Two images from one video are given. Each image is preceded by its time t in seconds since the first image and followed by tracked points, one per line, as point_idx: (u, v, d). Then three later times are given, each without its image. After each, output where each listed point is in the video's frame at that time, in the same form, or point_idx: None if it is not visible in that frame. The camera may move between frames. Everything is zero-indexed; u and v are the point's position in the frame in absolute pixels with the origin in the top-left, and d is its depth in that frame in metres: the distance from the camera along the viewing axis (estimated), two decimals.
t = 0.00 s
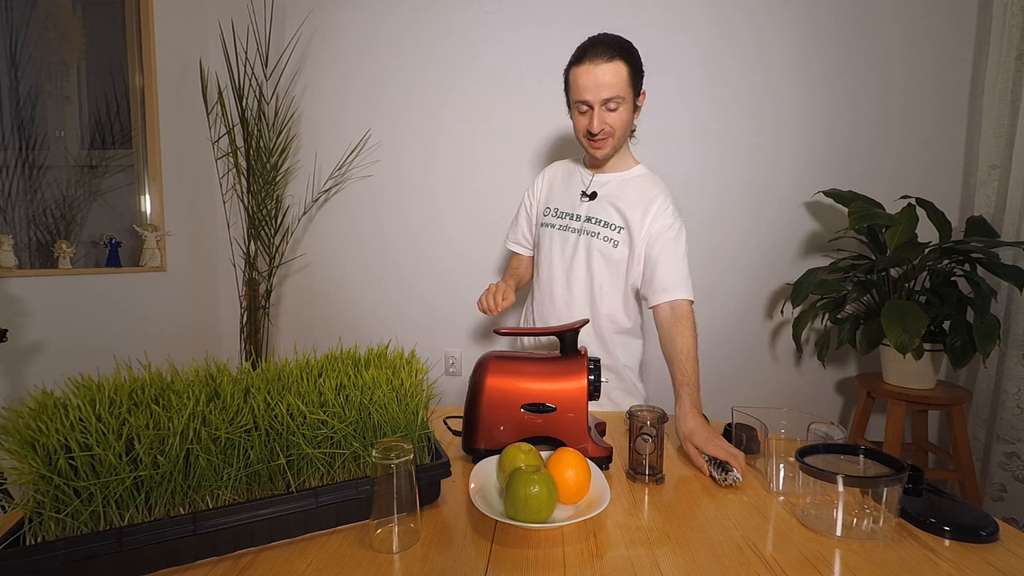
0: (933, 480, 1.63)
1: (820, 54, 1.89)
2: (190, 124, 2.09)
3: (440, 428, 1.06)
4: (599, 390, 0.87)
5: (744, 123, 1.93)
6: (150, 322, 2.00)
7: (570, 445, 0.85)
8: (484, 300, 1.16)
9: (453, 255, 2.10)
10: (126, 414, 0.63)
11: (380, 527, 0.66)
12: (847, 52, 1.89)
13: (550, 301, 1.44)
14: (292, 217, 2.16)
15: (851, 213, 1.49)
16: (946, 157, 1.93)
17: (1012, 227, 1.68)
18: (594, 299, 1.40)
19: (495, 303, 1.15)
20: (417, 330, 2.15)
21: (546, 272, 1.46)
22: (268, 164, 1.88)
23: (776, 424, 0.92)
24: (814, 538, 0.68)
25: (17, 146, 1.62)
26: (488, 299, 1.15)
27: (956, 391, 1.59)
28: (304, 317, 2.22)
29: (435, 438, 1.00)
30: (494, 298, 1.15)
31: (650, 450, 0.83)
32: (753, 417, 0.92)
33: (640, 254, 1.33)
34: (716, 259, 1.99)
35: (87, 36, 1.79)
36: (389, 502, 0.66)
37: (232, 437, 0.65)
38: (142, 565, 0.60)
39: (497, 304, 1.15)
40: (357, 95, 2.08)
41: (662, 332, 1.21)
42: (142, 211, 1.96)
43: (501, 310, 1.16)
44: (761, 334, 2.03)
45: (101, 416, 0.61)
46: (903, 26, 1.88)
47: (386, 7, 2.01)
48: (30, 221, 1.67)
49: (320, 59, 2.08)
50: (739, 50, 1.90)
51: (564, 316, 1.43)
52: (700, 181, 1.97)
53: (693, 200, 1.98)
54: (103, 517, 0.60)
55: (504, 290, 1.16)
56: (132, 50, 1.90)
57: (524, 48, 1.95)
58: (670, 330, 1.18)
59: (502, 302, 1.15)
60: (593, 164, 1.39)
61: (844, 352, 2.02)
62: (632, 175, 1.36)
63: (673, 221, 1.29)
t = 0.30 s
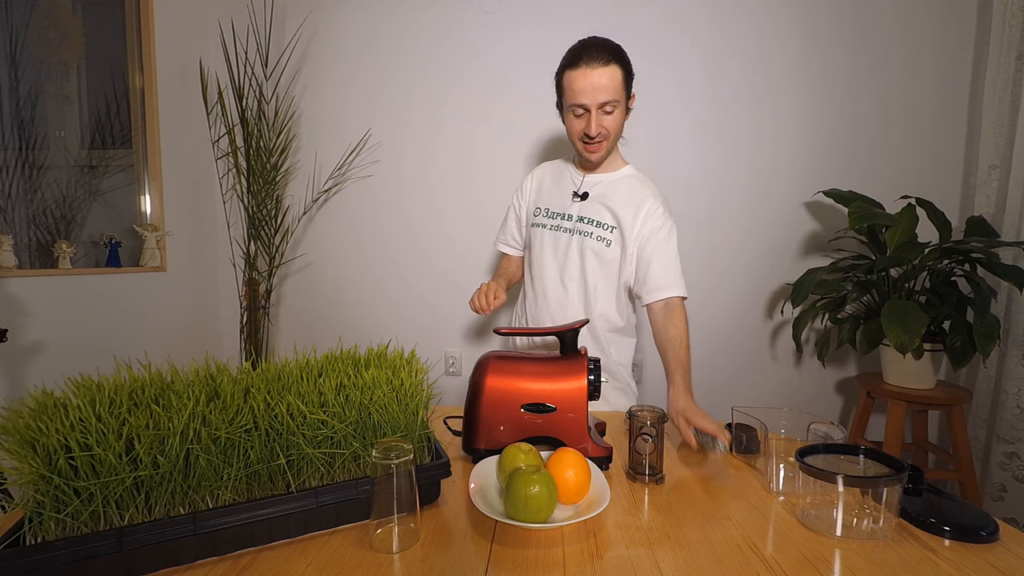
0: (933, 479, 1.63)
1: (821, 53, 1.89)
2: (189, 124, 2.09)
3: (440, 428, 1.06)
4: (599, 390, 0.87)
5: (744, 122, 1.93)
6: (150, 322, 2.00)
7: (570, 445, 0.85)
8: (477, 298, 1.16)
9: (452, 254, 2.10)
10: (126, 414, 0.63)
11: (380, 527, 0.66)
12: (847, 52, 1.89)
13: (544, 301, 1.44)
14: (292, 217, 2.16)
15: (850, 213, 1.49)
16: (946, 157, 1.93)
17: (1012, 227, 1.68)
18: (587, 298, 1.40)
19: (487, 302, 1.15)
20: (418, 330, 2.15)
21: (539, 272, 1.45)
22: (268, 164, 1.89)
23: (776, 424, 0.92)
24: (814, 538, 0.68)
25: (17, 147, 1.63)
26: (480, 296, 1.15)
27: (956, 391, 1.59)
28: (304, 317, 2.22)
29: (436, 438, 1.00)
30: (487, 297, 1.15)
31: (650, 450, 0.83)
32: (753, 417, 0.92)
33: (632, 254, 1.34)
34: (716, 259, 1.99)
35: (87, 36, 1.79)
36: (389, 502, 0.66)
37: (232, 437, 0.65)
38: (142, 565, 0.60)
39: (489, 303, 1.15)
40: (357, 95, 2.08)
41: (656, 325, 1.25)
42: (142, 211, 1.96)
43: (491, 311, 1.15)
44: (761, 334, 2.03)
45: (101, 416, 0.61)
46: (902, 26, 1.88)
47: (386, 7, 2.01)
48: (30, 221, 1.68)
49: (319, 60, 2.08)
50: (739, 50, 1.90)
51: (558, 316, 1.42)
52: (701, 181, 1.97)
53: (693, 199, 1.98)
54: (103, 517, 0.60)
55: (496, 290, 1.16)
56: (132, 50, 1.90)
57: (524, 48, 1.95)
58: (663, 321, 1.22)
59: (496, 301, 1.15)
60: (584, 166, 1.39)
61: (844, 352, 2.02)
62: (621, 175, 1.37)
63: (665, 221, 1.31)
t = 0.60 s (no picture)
0: (932, 479, 1.63)
1: (821, 53, 1.89)
2: (188, 124, 2.08)
3: (440, 428, 1.05)
4: (599, 390, 0.87)
5: (745, 122, 1.93)
6: (149, 322, 2.00)
7: (570, 445, 0.85)
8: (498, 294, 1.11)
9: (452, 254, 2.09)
10: (126, 414, 0.63)
11: (380, 527, 0.66)
12: (847, 52, 1.89)
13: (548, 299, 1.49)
14: (292, 217, 2.17)
15: (850, 213, 1.49)
16: (946, 158, 1.93)
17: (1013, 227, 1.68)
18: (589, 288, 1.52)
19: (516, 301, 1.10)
20: (417, 330, 2.15)
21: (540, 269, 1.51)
22: (269, 164, 2.03)
23: (776, 424, 0.92)
24: (814, 538, 0.68)
25: (17, 147, 1.66)
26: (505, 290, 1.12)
27: (956, 391, 1.59)
28: (304, 317, 2.22)
29: (436, 438, 1.00)
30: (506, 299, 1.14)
31: (650, 450, 0.83)
32: (753, 417, 0.91)
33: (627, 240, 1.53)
34: (717, 258, 1.98)
35: (87, 38, 1.80)
36: (389, 502, 0.65)
37: (232, 437, 0.65)
38: (141, 566, 0.60)
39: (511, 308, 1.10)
40: (357, 95, 2.08)
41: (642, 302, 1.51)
42: (142, 211, 1.96)
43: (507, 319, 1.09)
44: (761, 334, 2.03)
45: (101, 416, 0.61)
46: (903, 26, 1.88)
47: (386, 7, 2.01)
48: (31, 221, 1.70)
49: (319, 59, 2.06)
50: (739, 50, 1.89)
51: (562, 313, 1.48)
52: (703, 181, 1.95)
53: (696, 200, 1.95)
54: (102, 517, 0.60)
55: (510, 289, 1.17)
56: (131, 51, 1.90)
57: (524, 48, 1.95)
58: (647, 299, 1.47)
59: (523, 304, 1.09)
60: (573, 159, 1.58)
61: (844, 352, 2.02)
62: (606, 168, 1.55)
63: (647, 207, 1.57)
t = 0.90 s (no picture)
0: (932, 480, 1.63)
1: (821, 53, 1.90)
2: (189, 124, 2.08)
3: (440, 428, 1.06)
4: (599, 390, 0.87)
5: (744, 122, 1.93)
6: (149, 322, 1.99)
7: (570, 445, 0.85)
8: (544, 295, 1.09)
9: (452, 254, 2.10)
10: (126, 414, 0.63)
11: (380, 527, 0.66)
12: (847, 51, 1.89)
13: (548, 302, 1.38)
14: (292, 217, 2.17)
15: (851, 213, 1.49)
16: (945, 158, 1.93)
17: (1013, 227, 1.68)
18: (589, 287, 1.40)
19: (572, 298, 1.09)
20: (417, 330, 2.15)
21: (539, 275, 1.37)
22: (268, 164, 1.88)
23: (776, 424, 0.92)
24: (814, 538, 0.68)
25: (17, 146, 1.64)
26: (553, 289, 1.09)
27: (956, 391, 1.59)
28: (304, 317, 2.22)
29: (436, 438, 1.00)
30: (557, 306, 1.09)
31: (650, 450, 0.83)
32: (753, 417, 0.91)
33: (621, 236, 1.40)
34: (716, 260, 1.99)
35: (87, 37, 1.79)
36: (389, 502, 0.66)
37: (232, 437, 0.65)
38: (142, 565, 0.60)
39: (562, 308, 1.09)
40: (358, 95, 2.08)
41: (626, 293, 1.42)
42: (142, 211, 1.96)
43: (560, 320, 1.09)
44: (761, 334, 2.03)
45: (102, 416, 0.61)
46: (902, 26, 1.88)
47: (386, 7, 2.01)
48: (31, 221, 1.68)
49: (319, 60, 2.08)
50: (739, 51, 1.90)
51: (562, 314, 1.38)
52: (701, 182, 1.97)
53: (694, 199, 1.98)
54: (102, 517, 0.60)
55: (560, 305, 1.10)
56: (132, 51, 1.90)
57: (524, 48, 1.95)
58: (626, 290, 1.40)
59: (577, 299, 1.08)
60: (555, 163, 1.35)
61: (844, 352, 2.02)
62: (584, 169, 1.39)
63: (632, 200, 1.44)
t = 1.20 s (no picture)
0: (932, 480, 1.63)
1: (821, 53, 1.89)
2: (189, 124, 2.08)
3: (440, 428, 1.06)
4: (599, 390, 0.87)
5: (744, 123, 1.93)
6: (149, 322, 2.00)
7: (570, 445, 0.85)
8: (544, 299, 1.07)
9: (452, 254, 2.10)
10: (126, 414, 0.63)
11: (380, 527, 0.66)
12: (847, 51, 1.89)
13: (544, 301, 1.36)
14: (292, 217, 2.17)
15: (851, 213, 1.49)
16: (946, 158, 1.93)
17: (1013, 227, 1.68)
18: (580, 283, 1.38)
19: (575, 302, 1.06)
20: (417, 330, 2.15)
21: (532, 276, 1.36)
22: (268, 164, 1.87)
23: (776, 424, 0.92)
24: (814, 538, 0.68)
25: (17, 147, 1.64)
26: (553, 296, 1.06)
27: (956, 391, 1.59)
28: (304, 317, 2.22)
29: (436, 438, 1.00)
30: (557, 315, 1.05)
31: (650, 450, 0.83)
32: (753, 417, 0.91)
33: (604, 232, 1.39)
34: (716, 259, 1.99)
35: (87, 37, 1.79)
36: (389, 502, 0.65)
37: (232, 437, 0.65)
38: (142, 565, 0.60)
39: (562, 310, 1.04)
40: (358, 95, 2.08)
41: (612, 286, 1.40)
42: (142, 211, 1.96)
43: (560, 323, 1.03)
44: (761, 335, 2.03)
45: (101, 416, 0.61)
46: (902, 26, 1.88)
47: (386, 7, 2.01)
48: (31, 221, 1.68)
49: (319, 60, 2.08)
50: (739, 50, 1.90)
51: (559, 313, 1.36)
52: (701, 182, 1.97)
53: (694, 199, 1.98)
54: (103, 517, 0.61)
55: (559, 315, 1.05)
56: (132, 51, 1.90)
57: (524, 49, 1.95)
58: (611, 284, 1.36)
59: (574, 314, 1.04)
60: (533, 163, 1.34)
61: (844, 352, 2.02)
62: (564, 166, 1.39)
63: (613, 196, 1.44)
